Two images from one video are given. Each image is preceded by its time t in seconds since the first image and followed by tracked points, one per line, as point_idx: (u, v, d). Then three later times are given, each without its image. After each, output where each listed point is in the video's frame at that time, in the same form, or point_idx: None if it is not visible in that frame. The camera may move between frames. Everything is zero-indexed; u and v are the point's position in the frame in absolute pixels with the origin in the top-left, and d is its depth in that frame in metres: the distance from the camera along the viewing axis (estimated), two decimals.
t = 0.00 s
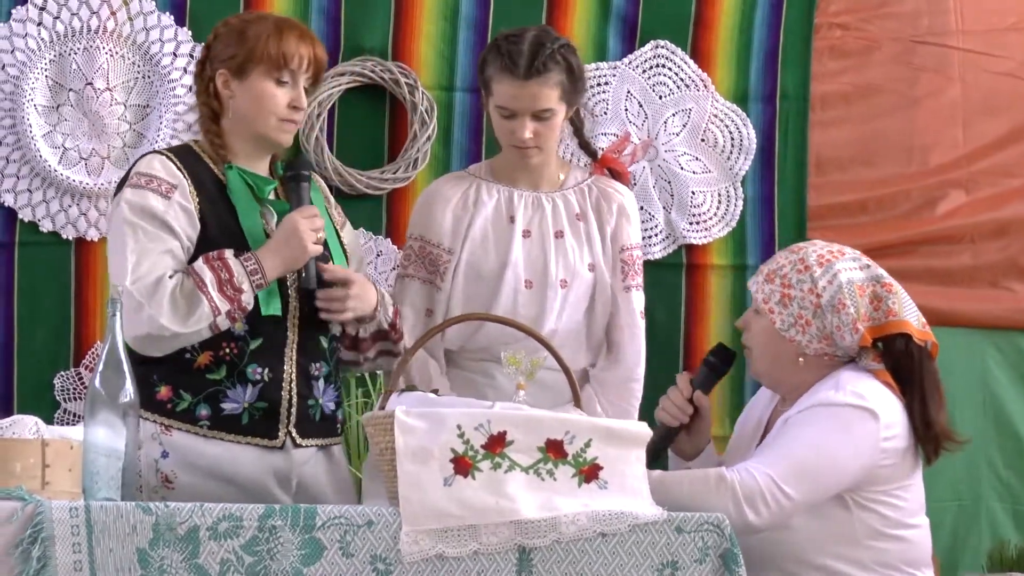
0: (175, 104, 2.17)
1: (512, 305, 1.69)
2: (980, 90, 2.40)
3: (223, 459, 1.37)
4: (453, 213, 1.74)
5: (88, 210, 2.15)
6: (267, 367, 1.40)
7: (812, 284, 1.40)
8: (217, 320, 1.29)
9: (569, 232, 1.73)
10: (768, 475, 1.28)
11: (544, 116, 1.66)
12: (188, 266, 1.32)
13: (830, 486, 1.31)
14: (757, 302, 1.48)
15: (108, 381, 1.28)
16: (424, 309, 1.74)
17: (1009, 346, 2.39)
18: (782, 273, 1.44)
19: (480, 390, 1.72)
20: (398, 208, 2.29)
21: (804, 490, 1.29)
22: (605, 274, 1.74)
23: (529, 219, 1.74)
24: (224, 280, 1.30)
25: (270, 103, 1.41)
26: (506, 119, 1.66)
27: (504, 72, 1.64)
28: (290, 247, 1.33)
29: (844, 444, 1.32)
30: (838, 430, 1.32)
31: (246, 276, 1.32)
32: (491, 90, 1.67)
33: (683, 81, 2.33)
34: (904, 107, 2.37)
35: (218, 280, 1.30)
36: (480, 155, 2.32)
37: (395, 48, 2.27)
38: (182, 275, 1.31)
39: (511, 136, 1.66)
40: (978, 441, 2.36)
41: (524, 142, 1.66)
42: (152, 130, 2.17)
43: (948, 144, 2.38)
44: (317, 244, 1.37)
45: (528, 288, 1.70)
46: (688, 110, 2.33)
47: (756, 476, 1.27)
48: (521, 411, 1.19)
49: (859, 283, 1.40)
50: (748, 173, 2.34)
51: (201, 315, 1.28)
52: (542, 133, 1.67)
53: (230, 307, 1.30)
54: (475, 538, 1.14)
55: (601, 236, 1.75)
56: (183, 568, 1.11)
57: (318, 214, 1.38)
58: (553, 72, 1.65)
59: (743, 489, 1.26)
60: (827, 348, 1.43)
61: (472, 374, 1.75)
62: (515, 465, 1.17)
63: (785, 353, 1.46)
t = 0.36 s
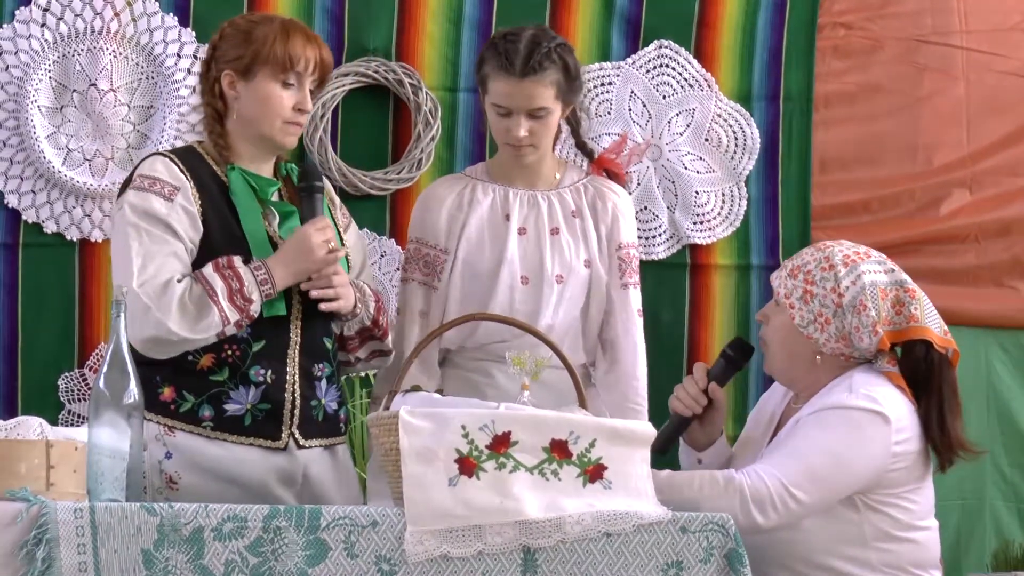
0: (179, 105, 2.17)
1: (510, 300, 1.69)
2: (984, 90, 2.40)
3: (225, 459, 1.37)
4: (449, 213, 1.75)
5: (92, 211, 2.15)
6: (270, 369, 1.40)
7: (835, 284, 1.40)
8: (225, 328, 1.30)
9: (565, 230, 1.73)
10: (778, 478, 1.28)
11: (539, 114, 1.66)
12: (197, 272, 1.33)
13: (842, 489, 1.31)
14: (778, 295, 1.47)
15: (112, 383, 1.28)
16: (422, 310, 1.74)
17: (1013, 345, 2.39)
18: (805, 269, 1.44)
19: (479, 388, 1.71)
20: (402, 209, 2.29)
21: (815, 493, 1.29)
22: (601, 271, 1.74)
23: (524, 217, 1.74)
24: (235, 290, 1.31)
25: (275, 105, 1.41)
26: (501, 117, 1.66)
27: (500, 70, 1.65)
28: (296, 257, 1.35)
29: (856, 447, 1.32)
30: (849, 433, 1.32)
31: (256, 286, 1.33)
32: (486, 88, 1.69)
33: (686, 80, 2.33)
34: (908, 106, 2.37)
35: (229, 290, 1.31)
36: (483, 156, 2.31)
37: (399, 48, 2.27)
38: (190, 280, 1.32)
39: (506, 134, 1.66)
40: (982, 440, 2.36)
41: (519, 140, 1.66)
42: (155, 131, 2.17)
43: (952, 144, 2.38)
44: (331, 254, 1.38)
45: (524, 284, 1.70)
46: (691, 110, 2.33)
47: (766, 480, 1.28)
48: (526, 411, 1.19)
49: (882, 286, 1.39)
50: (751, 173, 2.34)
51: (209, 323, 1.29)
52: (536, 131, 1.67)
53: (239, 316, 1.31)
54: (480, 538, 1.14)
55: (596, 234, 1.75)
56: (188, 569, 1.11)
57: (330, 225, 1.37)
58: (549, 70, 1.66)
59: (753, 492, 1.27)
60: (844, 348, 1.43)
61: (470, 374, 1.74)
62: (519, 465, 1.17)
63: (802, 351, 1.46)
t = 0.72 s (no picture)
0: (181, 105, 2.17)
1: (506, 298, 1.69)
2: (987, 91, 2.40)
3: (233, 465, 1.38)
4: (445, 212, 1.75)
5: (94, 211, 2.15)
6: (284, 380, 1.41)
7: (798, 286, 1.40)
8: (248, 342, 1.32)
9: (563, 231, 1.73)
10: (777, 479, 1.28)
11: (538, 110, 1.67)
12: (226, 277, 1.34)
13: (839, 486, 1.31)
14: (742, 306, 1.47)
15: (115, 382, 1.31)
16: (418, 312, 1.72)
17: (1015, 345, 2.40)
18: (766, 276, 1.44)
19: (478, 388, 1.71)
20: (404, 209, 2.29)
21: (814, 492, 1.29)
22: (598, 275, 1.74)
23: (521, 217, 1.74)
24: (262, 303, 1.33)
25: (333, 114, 1.44)
26: (500, 113, 1.67)
27: (498, 63, 1.66)
28: (331, 280, 1.38)
29: (850, 443, 1.32)
30: (842, 430, 1.32)
31: (283, 301, 1.35)
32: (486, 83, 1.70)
33: (689, 81, 2.33)
34: (911, 107, 2.37)
35: (257, 303, 1.33)
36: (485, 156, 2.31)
37: (402, 48, 2.27)
38: (218, 285, 1.33)
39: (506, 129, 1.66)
40: (983, 441, 2.36)
41: (518, 136, 1.66)
42: (158, 131, 2.17)
43: (955, 145, 2.39)
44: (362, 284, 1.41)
45: (520, 284, 1.70)
46: (695, 111, 2.34)
47: (767, 482, 1.27)
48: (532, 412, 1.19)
49: (843, 282, 1.40)
50: (754, 173, 2.34)
51: (233, 333, 1.31)
52: (535, 127, 1.67)
53: (263, 332, 1.33)
54: (483, 539, 1.14)
55: (593, 237, 1.75)
56: (191, 569, 1.11)
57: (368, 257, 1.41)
58: (548, 65, 1.67)
59: (754, 494, 1.27)
60: (815, 348, 1.42)
61: (471, 375, 1.74)
62: (522, 466, 1.16)
63: (774, 356, 1.45)
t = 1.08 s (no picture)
0: (183, 105, 2.17)
1: (518, 305, 1.78)
2: (988, 93, 2.40)
3: (241, 467, 1.42)
4: (459, 215, 1.83)
5: (95, 211, 2.15)
6: (297, 388, 1.45)
7: (774, 289, 1.41)
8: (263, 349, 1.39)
9: (576, 234, 1.81)
10: (772, 477, 1.27)
11: (553, 109, 1.75)
12: (247, 283, 1.40)
13: (832, 480, 1.31)
14: (719, 312, 1.47)
15: (116, 382, 1.31)
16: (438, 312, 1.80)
17: (1014, 347, 2.40)
18: (742, 280, 1.44)
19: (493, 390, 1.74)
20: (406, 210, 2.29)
21: (809, 488, 1.29)
22: (611, 278, 1.81)
23: (535, 220, 1.82)
24: (280, 313, 1.39)
25: (377, 128, 1.51)
26: (516, 113, 1.76)
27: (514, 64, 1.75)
28: (355, 297, 1.44)
29: (837, 436, 1.32)
30: (828, 423, 1.32)
31: (302, 311, 1.41)
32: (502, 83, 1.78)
33: (690, 82, 2.33)
34: (912, 109, 2.37)
35: (275, 313, 1.39)
36: (486, 157, 2.31)
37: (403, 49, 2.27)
38: (239, 289, 1.40)
39: (522, 129, 1.76)
40: (983, 442, 2.36)
41: (533, 136, 1.75)
42: (160, 131, 2.18)
43: (956, 146, 2.39)
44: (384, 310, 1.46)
45: (534, 288, 1.79)
46: (695, 113, 2.34)
47: (763, 481, 1.27)
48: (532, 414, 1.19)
49: (819, 284, 1.41)
50: (755, 174, 2.34)
51: (249, 340, 1.38)
52: (551, 128, 1.76)
53: (279, 341, 1.39)
54: (483, 539, 1.14)
55: (607, 240, 1.82)
56: (190, 568, 1.11)
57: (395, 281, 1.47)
58: (564, 66, 1.76)
59: (751, 494, 1.26)
60: (794, 350, 1.43)
61: (485, 375, 1.76)
62: (522, 466, 1.16)
63: (752, 360, 1.46)
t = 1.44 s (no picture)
0: (182, 105, 2.17)
1: (546, 308, 1.83)
2: (988, 96, 2.40)
3: (240, 467, 1.43)
4: (490, 215, 1.90)
5: (94, 210, 2.15)
6: (296, 389, 1.45)
7: (769, 292, 1.41)
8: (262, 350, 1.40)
9: (604, 236, 1.87)
10: (769, 480, 1.27)
11: (585, 114, 1.81)
12: (248, 283, 1.42)
13: (828, 483, 1.31)
14: (715, 316, 1.48)
15: (114, 381, 1.31)
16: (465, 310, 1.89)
17: (1014, 351, 2.39)
18: (738, 284, 1.45)
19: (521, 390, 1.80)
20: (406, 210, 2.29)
21: (806, 490, 1.29)
22: (637, 279, 1.86)
23: (564, 222, 1.88)
24: (279, 315, 1.41)
25: (382, 132, 1.52)
26: (549, 117, 1.83)
27: (547, 70, 1.82)
28: (354, 302, 1.43)
29: (834, 438, 1.32)
30: (824, 425, 1.32)
31: (300, 314, 1.42)
32: (534, 89, 1.85)
33: (690, 84, 2.33)
34: (911, 112, 2.37)
35: (274, 314, 1.40)
36: (486, 159, 2.31)
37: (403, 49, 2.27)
38: (239, 290, 1.41)
39: (554, 134, 1.82)
40: (982, 445, 2.36)
41: (565, 140, 1.81)
42: (159, 130, 2.18)
43: (955, 149, 2.39)
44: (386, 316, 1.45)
45: (561, 290, 1.84)
46: (695, 114, 2.34)
47: (761, 483, 1.27)
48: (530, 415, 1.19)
49: (814, 288, 1.41)
50: (755, 176, 2.34)
51: (247, 341, 1.39)
52: (582, 132, 1.83)
53: (277, 343, 1.41)
54: (480, 540, 1.15)
55: (635, 240, 1.88)
56: (188, 568, 1.11)
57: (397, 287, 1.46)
58: (597, 69, 1.83)
59: (749, 497, 1.26)
60: (789, 354, 1.43)
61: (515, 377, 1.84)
62: (521, 467, 1.16)
63: (748, 365, 1.45)
